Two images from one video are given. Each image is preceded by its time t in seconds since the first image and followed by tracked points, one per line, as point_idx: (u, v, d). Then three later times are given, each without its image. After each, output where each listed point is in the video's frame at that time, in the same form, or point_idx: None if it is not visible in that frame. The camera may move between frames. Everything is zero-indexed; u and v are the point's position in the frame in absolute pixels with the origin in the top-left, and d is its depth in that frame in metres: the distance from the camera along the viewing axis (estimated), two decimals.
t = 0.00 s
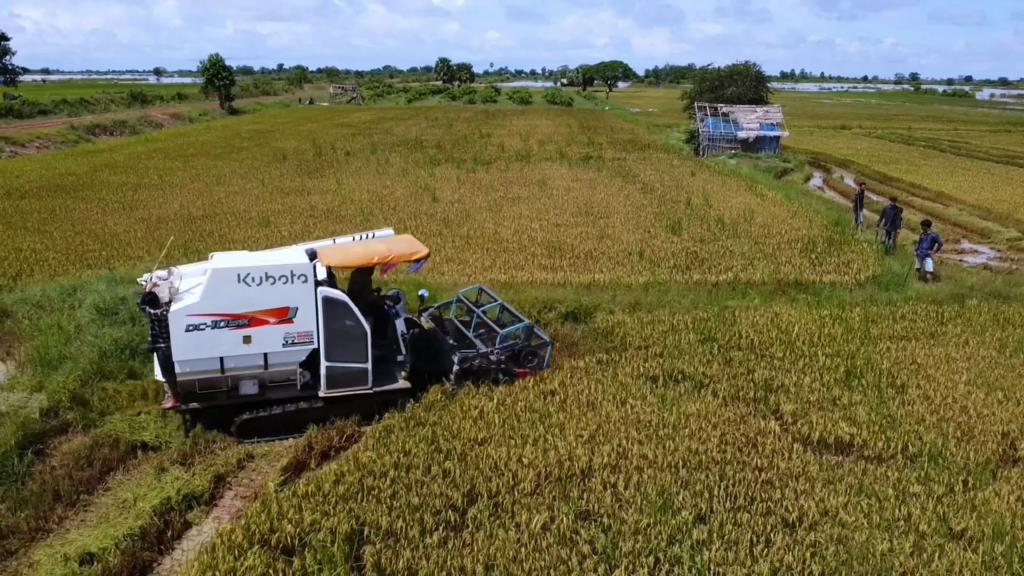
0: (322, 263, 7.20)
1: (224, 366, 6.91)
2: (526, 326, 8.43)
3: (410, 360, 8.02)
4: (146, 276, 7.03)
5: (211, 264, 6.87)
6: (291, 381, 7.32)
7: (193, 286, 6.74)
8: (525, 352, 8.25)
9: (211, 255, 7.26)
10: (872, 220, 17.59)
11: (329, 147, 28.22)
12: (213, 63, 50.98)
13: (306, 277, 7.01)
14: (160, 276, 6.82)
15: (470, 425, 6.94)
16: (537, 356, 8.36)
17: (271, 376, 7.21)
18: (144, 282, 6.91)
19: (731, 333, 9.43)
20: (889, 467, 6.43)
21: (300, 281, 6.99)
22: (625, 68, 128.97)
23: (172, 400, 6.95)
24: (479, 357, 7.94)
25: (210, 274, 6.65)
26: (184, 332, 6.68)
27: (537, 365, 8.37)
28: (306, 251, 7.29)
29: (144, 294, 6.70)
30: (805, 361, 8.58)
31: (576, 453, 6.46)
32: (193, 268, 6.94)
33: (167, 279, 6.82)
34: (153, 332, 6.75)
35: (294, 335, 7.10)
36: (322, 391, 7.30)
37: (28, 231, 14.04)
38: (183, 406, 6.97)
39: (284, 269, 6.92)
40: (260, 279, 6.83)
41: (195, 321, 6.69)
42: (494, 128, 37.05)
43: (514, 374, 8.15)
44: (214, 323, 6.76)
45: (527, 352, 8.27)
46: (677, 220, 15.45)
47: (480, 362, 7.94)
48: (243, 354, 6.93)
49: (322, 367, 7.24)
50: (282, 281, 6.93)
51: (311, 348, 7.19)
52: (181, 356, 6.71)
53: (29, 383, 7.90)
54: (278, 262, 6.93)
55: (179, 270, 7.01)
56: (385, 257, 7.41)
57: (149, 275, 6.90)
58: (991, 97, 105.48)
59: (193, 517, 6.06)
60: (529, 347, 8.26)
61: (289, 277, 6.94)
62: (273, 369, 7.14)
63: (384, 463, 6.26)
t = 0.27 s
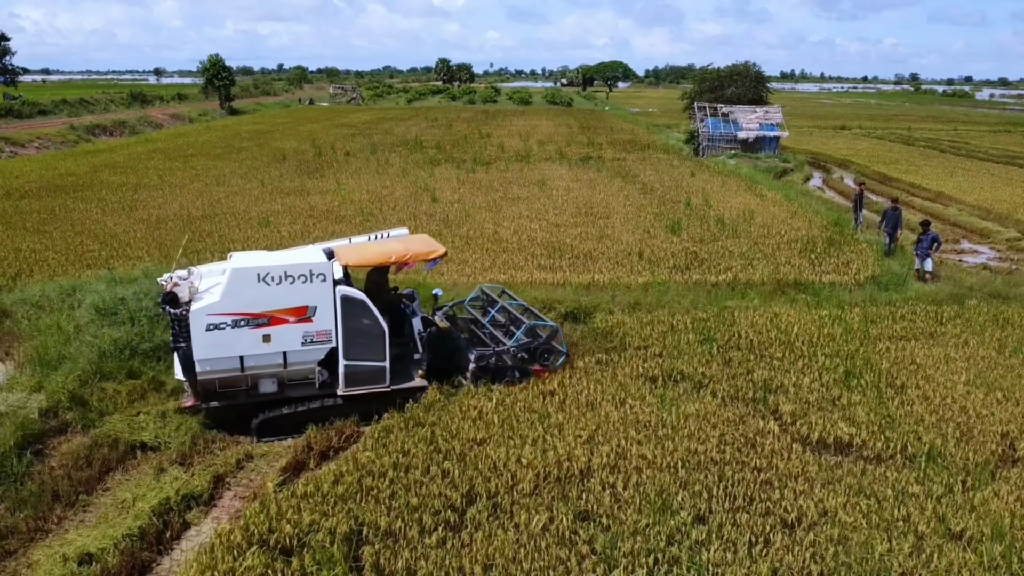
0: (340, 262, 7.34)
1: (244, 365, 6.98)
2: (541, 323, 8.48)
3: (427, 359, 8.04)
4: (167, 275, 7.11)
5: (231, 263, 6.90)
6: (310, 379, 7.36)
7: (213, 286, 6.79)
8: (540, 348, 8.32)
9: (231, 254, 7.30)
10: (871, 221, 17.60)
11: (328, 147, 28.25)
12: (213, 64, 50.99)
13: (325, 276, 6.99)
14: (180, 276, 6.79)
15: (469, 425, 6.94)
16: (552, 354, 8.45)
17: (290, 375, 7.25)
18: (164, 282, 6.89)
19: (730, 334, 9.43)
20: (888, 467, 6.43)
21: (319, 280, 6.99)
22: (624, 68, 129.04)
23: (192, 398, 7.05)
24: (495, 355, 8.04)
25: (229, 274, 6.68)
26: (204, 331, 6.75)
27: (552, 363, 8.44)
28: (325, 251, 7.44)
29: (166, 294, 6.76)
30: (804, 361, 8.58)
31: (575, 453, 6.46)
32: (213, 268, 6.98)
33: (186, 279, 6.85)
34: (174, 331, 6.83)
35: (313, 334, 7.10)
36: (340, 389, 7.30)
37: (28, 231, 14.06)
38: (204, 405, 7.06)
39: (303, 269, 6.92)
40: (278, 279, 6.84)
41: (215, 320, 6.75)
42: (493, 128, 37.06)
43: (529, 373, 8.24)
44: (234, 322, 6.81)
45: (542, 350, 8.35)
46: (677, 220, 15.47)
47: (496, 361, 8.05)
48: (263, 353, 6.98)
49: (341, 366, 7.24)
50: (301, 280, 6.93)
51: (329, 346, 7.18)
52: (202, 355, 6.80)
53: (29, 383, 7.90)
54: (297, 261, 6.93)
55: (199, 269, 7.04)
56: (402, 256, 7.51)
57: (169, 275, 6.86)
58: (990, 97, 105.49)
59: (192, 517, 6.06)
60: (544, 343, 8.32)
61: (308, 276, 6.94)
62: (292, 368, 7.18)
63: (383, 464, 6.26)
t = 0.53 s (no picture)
0: (361, 261, 7.37)
1: (266, 363, 7.03)
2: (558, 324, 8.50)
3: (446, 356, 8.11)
4: (189, 275, 7.18)
5: (253, 263, 6.97)
6: (331, 378, 7.42)
7: (236, 285, 6.85)
8: (558, 348, 8.32)
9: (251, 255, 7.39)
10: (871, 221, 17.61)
11: (328, 147, 28.27)
12: (213, 64, 50.98)
13: (346, 275, 7.08)
14: (204, 274, 6.96)
15: (468, 425, 6.94)
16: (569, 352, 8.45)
17: (311, 373, 7.31)
18: (188, 282, 7.04)
19: (730, 334, 9.43)
20: (888, 468, 6.43)
21: (340, 279, 7.08)
22: (624, 68, 129.07)
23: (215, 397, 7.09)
24: (513, 354, 8.08)
25: (253, 273, 6.75)
26: (228, 330, 6.81)
27: (570, 362, 8.46)
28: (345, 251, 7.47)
29: (190, 294, 6.85)
30: (804, 362, 8.58)
31: (575, 453, 6.46)
32: (235, 268, 7.08)
33: (210, 279, 6.96)
34: (197, 330, 6.90)
35: (335, 332, 7.17)
36: (361, 387, 7.38)
37: (27, 231, 14.06)
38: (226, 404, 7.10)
39: (325, 268, 7.01)
40: (301, 278, 6.92)
41: (238, 319, 6.81)
42: (493, 128, 37.07)
43: (547, 372, 8.26)
44: (257, 321, 6.87)
45: (560, 349, 8.35)
46: (677, 220, 15.47)
47: (513, 360, 8.09)
48: (285, 352, 7.04)
49: (362, 364, 7.32)
50: (322, 279, 7.01)
51: (351, 345, 7.25)
52: (226, 354, 6.86)
53: (28, 383, 7.91)
54: (319, 260, 7.03)
55: (222, 269, 7.15)
56: (423, 254, 7.52)
57: (193, 275, 7.03)
58: (990, 97, 105.49)
59: (192, 517, 6.06)
60: (562, 343, 8.33)
61: (329, 275, 7.03)
62: (313, 367, 7.23)
63: (383, 464, 6.26)
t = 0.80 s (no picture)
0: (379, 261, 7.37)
1: (287, 362, 7.13)
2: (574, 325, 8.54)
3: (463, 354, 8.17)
4: (210, 275, 7.25)
5: (274, 262, 7.04)
6: (350, 376, 7.55)
7: (258, 285, 6.92)
8: (573, 350, 8.37)
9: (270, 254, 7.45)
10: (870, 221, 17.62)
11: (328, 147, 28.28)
12: (213, 64, 50.96)
13: (366, 274, 7.17)
14: (226, 275, 7.06)
15: (468, 425, 6.95)
16: (585, 355, 8.50)
17: (331, 371, 7.44)
18: (210, 281, 7.13)
19: (729, 334, 9.44)
20: (887, 468, 6.44)
21: (361, 278, 7.16)
22: (624, 68, 129.05)
23: (237, 395, 7.19)
24: (531, 355, 8.12)
25: (274, 273, 6.81)
26: (250, 329, 6.89)
27: (584, 364, 8.49)
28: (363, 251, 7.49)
29: (213, 294, 6.95)
30: (804, 362, 8.59)
31: (574, 454, 6.47)
32: (256, 267, 7.15)
33: (233, 278, 7.06)
34: (220, 329, 7.00)
35: (355, 331, 7.29)
36: (381, 384, 7.54)
37: (27, 231, 14.07)
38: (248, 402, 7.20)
39: (345, 267, 7.09)
40: (321, 277, 6.99)
41: (261, 318, 6.89)
42: (493, 128, 37.08)
43: (563, 373, 8.30)
44: (279, 320, 6.96)
45: (575, 351, 8.38)
46: (677, 220, 15.48)
47: (531, 360, 8.13)
48: (306, 350, 7.14)
49: (382, 362, 7.47)
50: (342, 278, 7.09)
51: (370, 343, 7.38)
52: (248, 353, 6.95)
53: (28, 384, 7.91)
54: (339, 260, 7.09)
55: (243, 268, 7.22)
56: (441, 253, 7.51)
57: (215, 275, 7.15)
58: (990, 97, 105.50)
59: (191, 517, 6.06)
60: (577, 345, 8.38)
61: (350, 274, 7.10)
62: (333, 365, 7.35)
63: (382, 464, 6.26)
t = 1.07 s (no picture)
0: (393, 260, 7.41)
1: (305, 363, 7.16)
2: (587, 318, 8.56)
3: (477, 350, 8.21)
4: (226, 279, 7.27)
5: (289, 264, 7.06)
6: (367, 375, 7.58)
7: (273, 286, 6.94)
8: (588, 343, 8.41)
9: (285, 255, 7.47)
10: (870, 221, 17.64)
11: (328, 147, 28.32)
12: (213, 64, 50.95)
13: (380, 273, 7.21)
14: (242, 278, 7.10)
15: (468, 426, 6.94)
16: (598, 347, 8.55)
17: (349, 371, 7.46)
18: (226, 284, 7.13)
19: (729, 334, 9.44)
20: (887, 468, 6.44)
21: (375, 278, 7.19)
22: (624, 68, 129.06)
23: (256, 397, 7.20)
24: (545, 349, 8.20)
25: (290, 274, 6.83)
26: (267, 331, 6.91)
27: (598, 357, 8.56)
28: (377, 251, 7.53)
29: (231, 297, 6.99)
30: (803, 362, 8.59)
31: (574, 454, 6.47)
32: (271, 269, 7.16)
33: (248, 281, 7.10)
34: (238, 332, 7.01)
35: (370, 330, 7.31)
36: (399, 382, 7.58)
37: (27, 231, 14.09)
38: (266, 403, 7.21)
39: (360, 267, 7.12)
40: (337, 278, 7.02)
41: (277, 320, 6.91)
42: (493, 128, 37.10)
43: (577, 367, 8.39)
44: (295, 322, 6.98)
45: (590, 344, 8.42)
46: (677, 220, 15.50)
47: (546, 355, 8.20)
48: (324, 351, 7.16)
49: (398, 360, 7.51)
50: (357, 279, 7.12)
51: (386, 342, 7.41)
52: (266, 355, 6.97)
53: (28, 384, 7.92)
54: (353, 260, 7.12)
55: (258, 272, 7.25)
56: (455, 251, 7.57)
57: (233, 279, 7.18)
58: (990, 96, 105.51)
59: (191, 518, 6.06)
60: (592, 338, 8.42)
61: (364, 274, 7.13)
62: (351, 364, 7.38)
63: (382, 465, 6.26)
